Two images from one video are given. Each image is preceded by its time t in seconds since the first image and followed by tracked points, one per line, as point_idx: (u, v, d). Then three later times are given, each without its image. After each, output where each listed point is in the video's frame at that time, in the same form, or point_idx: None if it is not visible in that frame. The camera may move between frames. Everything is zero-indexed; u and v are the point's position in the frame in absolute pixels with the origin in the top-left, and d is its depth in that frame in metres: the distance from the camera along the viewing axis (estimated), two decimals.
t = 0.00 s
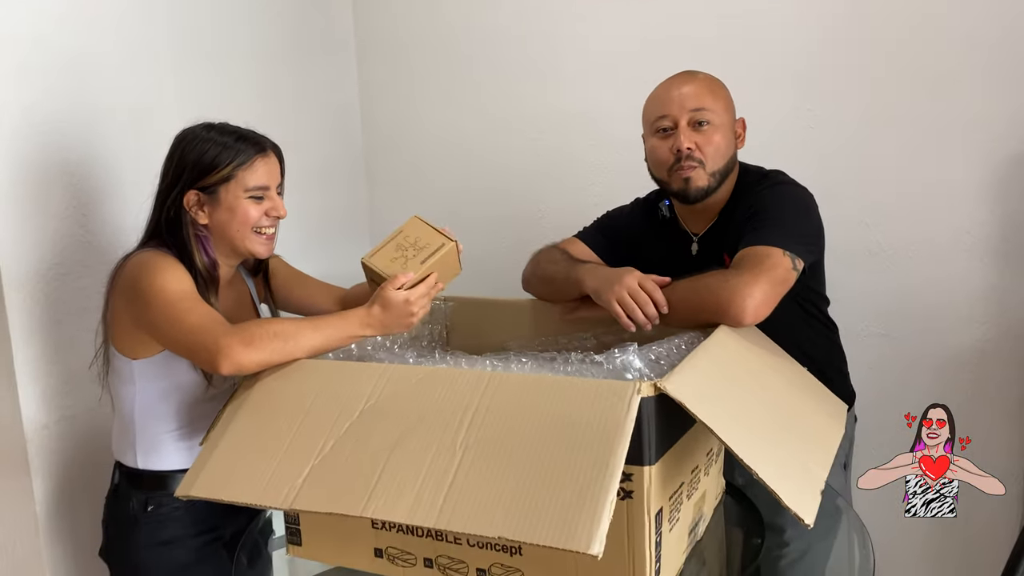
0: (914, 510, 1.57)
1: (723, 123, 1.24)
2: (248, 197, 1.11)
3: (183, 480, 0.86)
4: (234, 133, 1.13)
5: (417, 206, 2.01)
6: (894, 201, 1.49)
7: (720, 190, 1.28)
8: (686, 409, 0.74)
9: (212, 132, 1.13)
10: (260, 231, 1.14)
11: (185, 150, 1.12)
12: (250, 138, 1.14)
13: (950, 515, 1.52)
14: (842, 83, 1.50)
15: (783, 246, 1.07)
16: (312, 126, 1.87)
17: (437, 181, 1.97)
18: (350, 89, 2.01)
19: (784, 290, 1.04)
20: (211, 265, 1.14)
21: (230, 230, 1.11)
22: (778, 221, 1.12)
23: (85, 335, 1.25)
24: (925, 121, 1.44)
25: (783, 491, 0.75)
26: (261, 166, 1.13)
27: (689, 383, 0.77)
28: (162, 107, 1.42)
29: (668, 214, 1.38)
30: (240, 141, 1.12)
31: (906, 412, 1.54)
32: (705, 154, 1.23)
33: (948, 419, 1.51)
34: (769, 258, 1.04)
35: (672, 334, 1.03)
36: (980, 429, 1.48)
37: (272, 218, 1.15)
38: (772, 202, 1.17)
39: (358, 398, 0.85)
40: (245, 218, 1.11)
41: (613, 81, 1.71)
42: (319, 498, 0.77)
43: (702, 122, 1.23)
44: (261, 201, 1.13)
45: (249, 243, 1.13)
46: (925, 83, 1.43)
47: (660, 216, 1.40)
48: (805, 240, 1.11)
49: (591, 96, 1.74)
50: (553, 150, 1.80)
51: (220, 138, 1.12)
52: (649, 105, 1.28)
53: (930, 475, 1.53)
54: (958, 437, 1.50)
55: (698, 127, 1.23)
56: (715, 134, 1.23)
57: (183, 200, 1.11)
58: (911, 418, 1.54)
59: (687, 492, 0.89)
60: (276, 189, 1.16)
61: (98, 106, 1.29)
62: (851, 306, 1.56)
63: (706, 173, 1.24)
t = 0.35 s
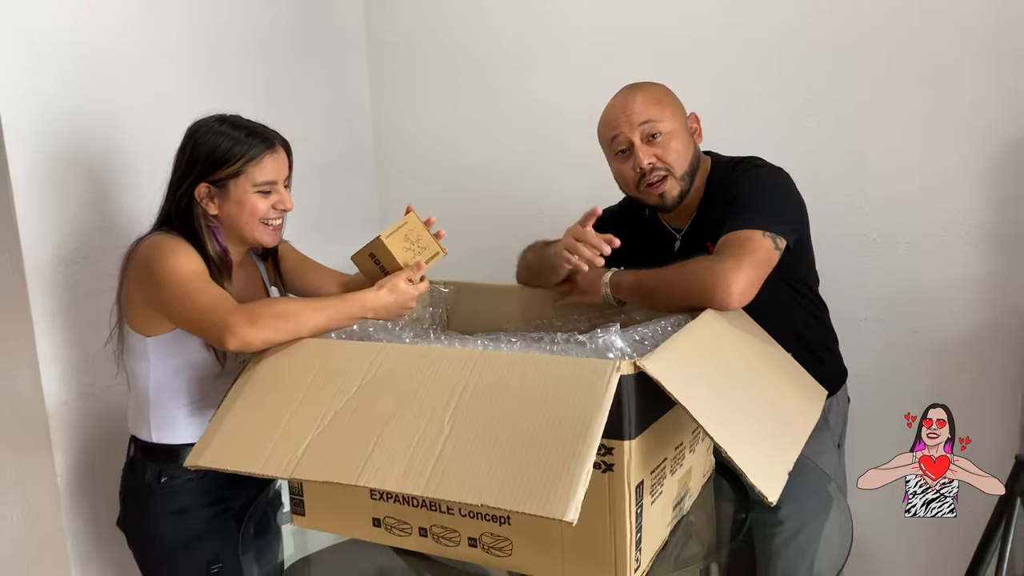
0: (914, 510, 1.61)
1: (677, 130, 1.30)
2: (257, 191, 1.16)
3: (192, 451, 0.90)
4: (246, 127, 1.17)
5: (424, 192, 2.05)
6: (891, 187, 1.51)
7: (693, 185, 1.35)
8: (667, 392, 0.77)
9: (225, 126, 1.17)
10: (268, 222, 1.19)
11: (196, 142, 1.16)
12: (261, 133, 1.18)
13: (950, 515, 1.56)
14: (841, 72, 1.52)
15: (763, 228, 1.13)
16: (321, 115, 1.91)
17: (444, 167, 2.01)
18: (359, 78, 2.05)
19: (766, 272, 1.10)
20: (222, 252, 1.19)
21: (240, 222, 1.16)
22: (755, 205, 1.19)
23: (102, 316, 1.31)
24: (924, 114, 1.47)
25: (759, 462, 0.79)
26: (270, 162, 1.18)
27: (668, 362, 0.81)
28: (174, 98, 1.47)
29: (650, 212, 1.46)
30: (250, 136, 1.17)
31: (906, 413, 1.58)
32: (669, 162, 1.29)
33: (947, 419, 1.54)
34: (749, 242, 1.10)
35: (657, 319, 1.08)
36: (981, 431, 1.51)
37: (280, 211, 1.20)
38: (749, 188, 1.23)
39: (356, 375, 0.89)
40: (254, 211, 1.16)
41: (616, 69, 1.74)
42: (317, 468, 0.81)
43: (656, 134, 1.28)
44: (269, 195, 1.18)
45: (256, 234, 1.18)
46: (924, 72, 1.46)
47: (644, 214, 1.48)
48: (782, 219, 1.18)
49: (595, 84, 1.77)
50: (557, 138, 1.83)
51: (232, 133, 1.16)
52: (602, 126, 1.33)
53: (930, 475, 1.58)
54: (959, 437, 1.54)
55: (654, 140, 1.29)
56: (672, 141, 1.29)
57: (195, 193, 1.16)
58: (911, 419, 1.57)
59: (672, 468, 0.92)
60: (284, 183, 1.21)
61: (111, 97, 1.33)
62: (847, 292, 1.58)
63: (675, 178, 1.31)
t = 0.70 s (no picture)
0: (914, 510, 1.56)
1: (655, 125, 1.34)
2: (261, 184, 1.20)
3: (192, 437, 0.94)
4: (249, 123, 1.21)
5: (430, 186, 2.08)
6: (889, 182, 1.53)
7: (673, 180, 1.38)
8: (648, 382, 0.80)
9: (230, 122, 1.21)
10: (273, 214, 1.23)
11: (202, 137, 1.20)
12: (264, 128, 1.22)
13: (948, 514, 1.54)
14: (840, 68, 1.53)
15: (743, 221, 1.19)
16: (325, 111, 1.94)
17: (448, 161, 2.04)
18: (366, 74, 2.09)
19: (751, 263, 1.15)
20: (229, 244, 1.22)
21: (246, 213, 1.20)
22: (737, 199, 1.24)
23: (113, 308, 1.35)
24: (920, 109, 1.48)
25: (738, 448, 0.82)
26: (274, 154, 1.22)
27: (647, 352, 0.83)
28: (183, 95, 1.51)
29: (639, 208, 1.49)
30: (255, 131, 1.20)
31: (907, 413, 1.59)
32: (647, 157, 1.33)
33: (947, 419, 1.50)
34: (733, 235, 1.15)
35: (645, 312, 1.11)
36: (981, 430, 1.53)
37: (284, 203, 1.24)
38: (731, 181, 1.28)
39: (349, 364, 0.92)
40: (260, 203, 1.20)
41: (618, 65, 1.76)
42: (310, 452, 0.84)
43: (633, 130, 1.33)
44: (274, 187, 1.22)
45: (262, 225, 1.23)
46: (923, 68, 1.46)
47: (633, 210, 1.51)
48: (765, 211, 1.23)
49: (597, 80, 1.79)
50: (560, 133, 1.86)
51: (236, 128, 1.20)
52: (584, 126, 1.37)
53: (930, 476, 1.37)
54: (958, 436, 1.55)
55: (632, 135, 1.33)
56: (650, 136, 1.33)
57: (202, 185, 1.19)
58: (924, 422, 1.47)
59: (656, 458, 0.95)
60: (288, 175, 1.25)
61: (123, 94, 1.38)
62: (845, 285, 1.60)
63: (653, 173, 1.35)
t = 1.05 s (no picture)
0: (915, 510, 1.54)
1: (667, 116, 1.35)
2: (260, 185, 1.22)
3: (192, 439, 0.95)
4: (247, 125, 1.23)
5: (432, 186, 2.10)
6: (886, 182, 1.53)
7: (677, 175, 1.39)
8: (636, 381, 0.80)
9: (228, 125, 1.22)
10: (272, 216, 1.25)
11: (202, 140, 1.21)
12: (262, 130, 1.24)
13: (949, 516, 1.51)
14: (838, 69, 1.54)
15: (741, 224, 1.20)
16: (326, 111, 1.95)
17: (449, 161, 2.05)
18: (368, 75, 2.10)
19: (745, 265, 1.16)
20: (229, 246, 1.24)
21: (245, 216, 1.22)
22: (733, 200, 1.25)
23: (116, 309, 1.37)
24: (917, 110, 1.48)
25: (725, 447, 0.82)
26: (272, 156, 1.23)
27: (638, 352, 0.84)
28: (185, 97, 1.53)
29: (639, 203, 1.50)
30: (252, 134, 1.22)
31: (907, 413, 1.60)
32: (656, 147, 1.33)
33: (946, 420, 1.46)
34: (729, 237, 1.16)
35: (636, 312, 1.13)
36: (981, 430, 1.53)
37: (283, 204, 1.26)
38: (728, 183, 1.29)
39: (345, 365, 0.94)
40: (259, 205, 1.22)
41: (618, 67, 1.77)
42: (307, 453, 0.85)
43: (646, 118, 1.33)
44: (272, 189, 1.23)
45: (262, 226, 1.24)
46: (920, 69, 1.47)
47: (632, 206, 1.52)
48: (761, 214, 1.24)
49: (596, 81, 1.80)
50: (559, 134, 1.87)
51: (234, 131, 1.21)
52: (596, 112, 1.38)
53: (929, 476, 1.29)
54: (959, 436, 1.55)
55: (644, 124, 1.33)
56: (661, 127, 1.34)
57: (201, 188, 1.21)
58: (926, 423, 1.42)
59: (649, 456, 0.96)
60: (286, 177, 1.27)
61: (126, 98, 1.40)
62: (843, 286, 1.61)
63: (661, 163, 1.35)
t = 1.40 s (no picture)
0: (914, 510, 1.56)
1: (696, 111, 1.34)
2: (265, 185, 1.22)
3: (206, 442, 0.95)
4: (252, 125, 1.23)
5: (438, 188, 2.10)
6: (893, 185, 1.54)
7: (700, 172, 1.38)
8: (650, 383, 0.80)
9: (233, 125, 1.22)
10: (279, 215, 1.25)
11: (207, 141, 1.22)
12: (267, 130, 1.24)
13: (949, 515, 1.57)
14: (846, 72, 1.54)
15: (755, 228, 1.20)
16: (333, 114, 1.96)
17: (455, 164, 2.06)
18: (375, 78, 2.10)
19: (759, 269, 1.17)
20: (237, 247, 1.24)
21: (251, 215, 1.22)
22: (749, 203, 1.25)
23: (126, 312, 1.37)
24: (924, 113, 1.49)
25: (737, 450, 0.83)
26: (277, 155, 1.23)
27: (652, 354, 0.84)
28: (194, 99, 1.53)
29: (654, 202, 1.50)
30: (257, 133, 1.22)
31: (907, 413, 1.60)
32: (684, 140, 1.33)
33: (947, 419, 1.50)
34: (743, 240, 1.17)
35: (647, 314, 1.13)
36: (981, 431, 1.54)
37: (290, 203, 1.26)
38: (744, 186, 1.29)
39: (358, 368, 0.94)
40: (264, 204, 1.22)
41: (625, 70, 1.77)
42: (322, 456, 0.85)
43: (676, 111, 1.33)
44: (278, 188, 1.23)
45: (269, 226, 1.24)
46: (927, 72, 1.47)
47: (647, 204, 1.52)
48: (776, 219, 1.25)
49: (603, 84, 1.80)
50: (566, 137, 1.87)
51: (239, 131, 1.22)
52: (623, 102, 1.37)
53: (930, 475, 1.39)
54: (958, 436, 1.56)
55: (673, 116, 1.33)
56: (690, 121, 1.33)
57: (207, 188, 1.21)
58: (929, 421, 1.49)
59: (662, 458, 0.96)
60: (292, 176, 1.27)
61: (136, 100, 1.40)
62: (851, 289, 1.61)
63: (687, 158, 1.34)
